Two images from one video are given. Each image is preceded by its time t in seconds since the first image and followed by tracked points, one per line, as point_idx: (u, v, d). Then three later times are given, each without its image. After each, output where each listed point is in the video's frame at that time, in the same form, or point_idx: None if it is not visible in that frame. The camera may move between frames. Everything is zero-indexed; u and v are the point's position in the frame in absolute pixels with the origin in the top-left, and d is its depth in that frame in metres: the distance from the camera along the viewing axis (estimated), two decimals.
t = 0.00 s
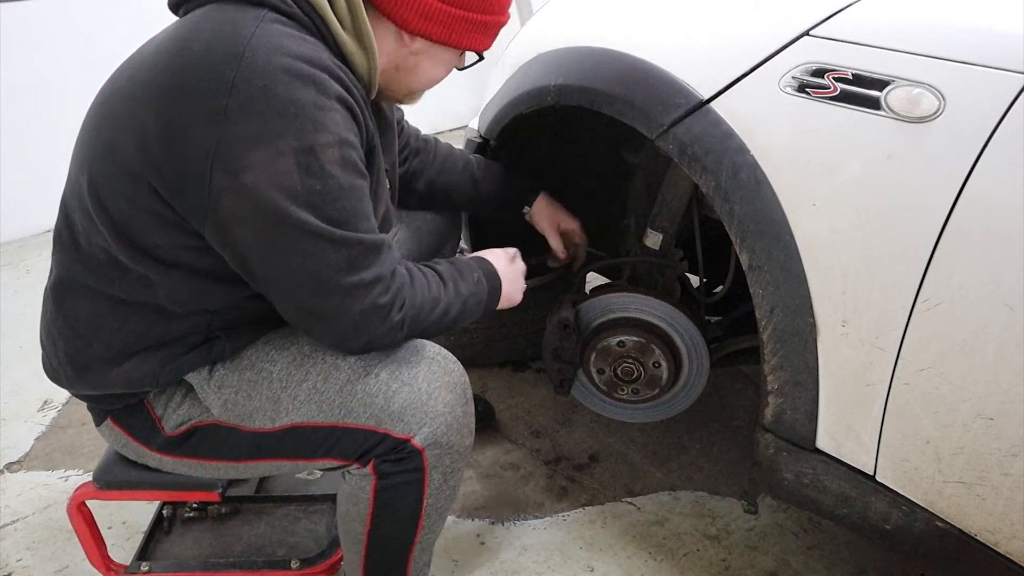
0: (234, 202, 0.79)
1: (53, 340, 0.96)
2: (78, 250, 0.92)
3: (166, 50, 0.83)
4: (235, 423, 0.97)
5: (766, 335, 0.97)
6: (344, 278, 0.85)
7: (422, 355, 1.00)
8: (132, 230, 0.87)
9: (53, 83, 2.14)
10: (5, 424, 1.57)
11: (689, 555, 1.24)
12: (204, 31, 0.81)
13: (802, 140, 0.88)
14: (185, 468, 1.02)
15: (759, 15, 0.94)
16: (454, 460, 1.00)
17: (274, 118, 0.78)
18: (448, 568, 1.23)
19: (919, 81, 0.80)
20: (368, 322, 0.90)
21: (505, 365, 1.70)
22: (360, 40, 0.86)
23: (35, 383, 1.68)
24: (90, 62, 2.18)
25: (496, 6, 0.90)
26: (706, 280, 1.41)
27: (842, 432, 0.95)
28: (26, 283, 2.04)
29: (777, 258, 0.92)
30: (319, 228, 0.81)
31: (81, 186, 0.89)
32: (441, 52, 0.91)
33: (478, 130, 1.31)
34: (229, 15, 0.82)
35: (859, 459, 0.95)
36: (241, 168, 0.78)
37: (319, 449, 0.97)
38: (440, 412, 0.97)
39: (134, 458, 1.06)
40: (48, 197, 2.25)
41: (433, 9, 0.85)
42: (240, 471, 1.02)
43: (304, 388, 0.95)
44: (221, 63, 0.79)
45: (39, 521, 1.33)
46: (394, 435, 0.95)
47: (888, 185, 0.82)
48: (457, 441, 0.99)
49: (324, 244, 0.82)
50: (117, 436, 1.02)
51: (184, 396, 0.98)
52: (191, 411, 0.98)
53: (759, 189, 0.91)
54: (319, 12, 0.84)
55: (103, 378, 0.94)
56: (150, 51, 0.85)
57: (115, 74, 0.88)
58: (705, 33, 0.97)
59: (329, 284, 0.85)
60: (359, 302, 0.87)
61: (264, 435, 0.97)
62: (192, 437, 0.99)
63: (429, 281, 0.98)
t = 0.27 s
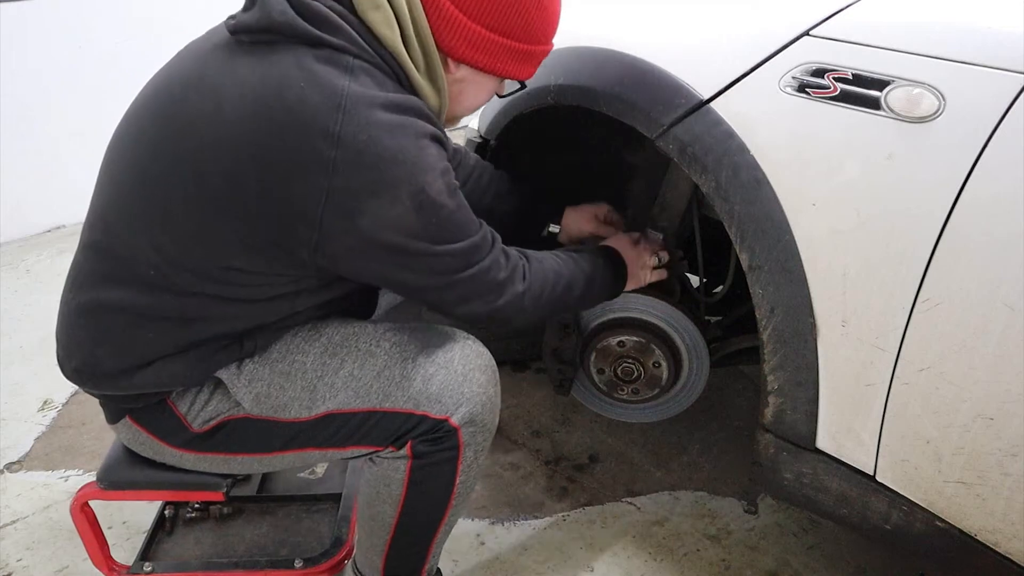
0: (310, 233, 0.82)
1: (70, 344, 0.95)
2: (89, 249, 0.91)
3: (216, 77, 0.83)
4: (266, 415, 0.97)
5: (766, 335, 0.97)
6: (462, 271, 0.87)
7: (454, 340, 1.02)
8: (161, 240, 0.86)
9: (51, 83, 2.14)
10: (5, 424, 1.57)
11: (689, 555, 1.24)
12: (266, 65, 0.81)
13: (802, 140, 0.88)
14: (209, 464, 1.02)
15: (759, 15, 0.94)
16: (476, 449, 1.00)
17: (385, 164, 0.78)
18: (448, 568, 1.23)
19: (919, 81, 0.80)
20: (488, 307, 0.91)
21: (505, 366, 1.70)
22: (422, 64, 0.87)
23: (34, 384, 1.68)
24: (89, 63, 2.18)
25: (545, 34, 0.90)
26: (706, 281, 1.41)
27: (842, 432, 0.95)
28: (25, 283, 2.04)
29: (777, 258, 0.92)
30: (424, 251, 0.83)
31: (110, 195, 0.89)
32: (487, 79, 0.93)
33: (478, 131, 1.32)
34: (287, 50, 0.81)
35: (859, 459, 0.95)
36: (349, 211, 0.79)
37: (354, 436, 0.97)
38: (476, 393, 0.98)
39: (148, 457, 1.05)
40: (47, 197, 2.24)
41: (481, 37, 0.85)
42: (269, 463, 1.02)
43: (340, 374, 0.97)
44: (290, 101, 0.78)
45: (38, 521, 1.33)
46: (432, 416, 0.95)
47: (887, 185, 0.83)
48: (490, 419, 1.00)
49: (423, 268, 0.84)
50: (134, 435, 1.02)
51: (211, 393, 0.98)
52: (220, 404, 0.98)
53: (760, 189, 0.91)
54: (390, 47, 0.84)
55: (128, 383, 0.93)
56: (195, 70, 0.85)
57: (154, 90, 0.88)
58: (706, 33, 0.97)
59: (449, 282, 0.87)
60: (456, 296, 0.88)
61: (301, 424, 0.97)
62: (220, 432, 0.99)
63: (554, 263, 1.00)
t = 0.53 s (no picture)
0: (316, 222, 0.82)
1: (71, 344, 0.95)
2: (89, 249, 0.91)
3: (217, 76, 0.83)
4: (264, 417, 0.97)
5: (766, 335, 0.97)
6: (474, 251, 0.86)
7: (451, 343, 1.03)
8: (162, 240, 0.86)
9: (51, 83, 2.14)
10: (5, 424, 1.57)
11: (689, 555, 1.24)
12: (267, 61, 0.81)
13: (803, 140, 0.88)
14: (207, 465, 1.02)
15: (759, 15, 0.94)
16: (475, 451, 1.00)
17: (390, 148, 0.78)
18: (448, 568, 1.23)
19: (919, 81, 0.80)
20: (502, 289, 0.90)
21: (505, 366, 1.70)
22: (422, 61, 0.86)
23: (34, 384, 1.68)
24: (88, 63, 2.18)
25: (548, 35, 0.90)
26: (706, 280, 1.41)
27: (842, 432, 0.95)
28: (25, 283, 2.04)
29: (777, 258, 0.92)
30: (434, 233, 0.82)
31: (112, 195, 0.89)
32: (489, 79, 0.92)
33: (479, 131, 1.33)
34: (288, 45, 0.81)
35: (859, 459, 0.95)
36: (355, 199, 0.79)
37: (351, 438, 0.97)
38: (473, 395, 0.98)
39: (148, 457, 1.05)
40: (47, 198, 2.24)
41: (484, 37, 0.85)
42: (266, 465, 1.02)
43: (338, 376, 0.97)
44: (291, 96, 0.78)
45: (38, 521, 1.33)
46: (429, 418, 0.95)
47: (888, 185, 0.82)
48: (487, 422, 1.00)
49: (432, 251, 0.84)
50: (134, 435, 1.02)
51: (209, 394, 0.98)
52: (218, 405, 0.98)
53: (759, 189, 0.91)
54: (391, 42, 0.84)
55: (127, 383, 0.93)
56: (197, 70, 0.85)
57: (158, 89, 0.88)
58: (706, 32, 0.97)
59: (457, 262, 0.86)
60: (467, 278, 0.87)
61: (297, 425, 0.97)
62: (218, 433, 0.99)
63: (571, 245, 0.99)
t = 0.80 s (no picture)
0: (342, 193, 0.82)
1: (77, 340, 0.95)
2: (94, 246, 0.91)
3: (224, 65, 0.83)
4: (264, 416, 0.97)
5: (766, 335, 0.97)
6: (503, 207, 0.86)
7: (452, 343, 1.03)
8: (172, 233, 0.87)
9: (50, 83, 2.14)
10: (5, 424, 1.57)
11: (690, 555, 1.24)
12: (277, 47, 0.82)
13: (803, 140, 0.88)
14: (207, 464, 1.02)
15: (759, 14, 0.94)
16: (475, 452, 1.00)
17: (408, 112, 0.79)
18: (449, 568, 1.23)
19: (919, 81, 0.80)
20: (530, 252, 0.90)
21: (505, 366, 1.70)
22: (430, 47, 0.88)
23: (34, 384, 1.68)
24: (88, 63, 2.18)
25: (548, 27, 0.92)
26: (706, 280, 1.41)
27: (842, 432, 0.95)
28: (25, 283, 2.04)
29: (778, 257, 0.92)
30: (459, 191, 0.83)
31: (118, 189, 0.89)
32: (491, 68, 0.94)
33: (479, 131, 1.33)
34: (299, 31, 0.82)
35: (859, 459, 0.95)
36: (376, 165, 0.80)
37: (351, 438, 0.97)
38: (473, 397, 0.99)
39: (149, 456, 1.05)
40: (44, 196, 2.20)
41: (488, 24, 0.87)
42: (265, 464, 1.02)
43: (338, 376, 0.97)
44: (303, 76, 0.79)
45: (38, 521, 1.33)
46: (429, 419, 0.96)
47: (888, 185, 0.83)
48: (487, 425, 1.00)
49: (459, 212, 0.84)
50: (135, 433, 1.02)
51: (211, 392, 0.98)
52: (219, 404, 0.98)
53: (759, 189, 0.91)
54: (402, 27, 0.85)
55: (135, 379, 0.93)
56: (203, 62, 0.85)
57: (163, 83, 0.88)
58: (706, 32, 0.96)
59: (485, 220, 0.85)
60: (496, 238, 0.87)
61: (296, 425, 0.97)
62: (218, 432, 0.99)
63: (593, 212, 1.00)
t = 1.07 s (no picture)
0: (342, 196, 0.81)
1: (82, 340, 0.95)
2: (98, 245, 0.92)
3: (222, 64, 0.83)
4: (267, 415, 0.97)
5: (766, 335, 0.97)
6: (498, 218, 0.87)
7: (456, 343, 1.03)
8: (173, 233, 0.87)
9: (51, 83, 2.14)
10: (5, 424, 1.57)
11: (690, 555, 1.24)
12: (276, 44, 0.81)
13: (803, 140, 0.88)
14: (209, 463, 1.02)
15: (759, 14, 0.94)
16: (477, 452, 1.00)
17: (413, 114, 0.79)
18: (449, 568, 1.23)
19: (919, 81, 0.80)
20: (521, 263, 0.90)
21: (505, 366, 1.70)
22: (431, 47, 0.88)
23: (34, 384, 1.68)
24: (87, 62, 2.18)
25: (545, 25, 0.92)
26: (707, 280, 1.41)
27: (843, 432, 0.95)
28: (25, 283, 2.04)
29: (778, 257, 0.92)
30: (458, 200, 0.83)
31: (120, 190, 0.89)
32: (489, 64, 0.94)
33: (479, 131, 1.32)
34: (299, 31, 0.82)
35: (859, 459, 0.95)
36: (375, 165, 0.79)
37: (354, 437, 0.97)
38: (476, 396, 0.99)
39: (151, 456, 1.05)
40: (44, 195, 2.19)
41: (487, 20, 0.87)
42: (267, 463, 1.02)
43: (341, 376, 0.97)
44: (302, 72, 0.79)
45: (39, 521, 1.33)
46: (432, 418, 0.96)
47: (888, 185, 0.83)
48: (490, 423, 1.00)
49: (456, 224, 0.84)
50: (137, 432, 1.02)
51: (214, 391, 0.98)
52: (222, 404, 0.98)
53: (759, 189, 0.91)
54: (403, 28, 0.85)
55: (139, 379, 0.93)
56: (201, 61, 0.85)
57: (162, 83, 0.88)
58: (706, 32, 0.96)
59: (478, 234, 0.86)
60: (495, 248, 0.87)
61: (299, 425, 0.97)
62: (221, 431, 0.99)
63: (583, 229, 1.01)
